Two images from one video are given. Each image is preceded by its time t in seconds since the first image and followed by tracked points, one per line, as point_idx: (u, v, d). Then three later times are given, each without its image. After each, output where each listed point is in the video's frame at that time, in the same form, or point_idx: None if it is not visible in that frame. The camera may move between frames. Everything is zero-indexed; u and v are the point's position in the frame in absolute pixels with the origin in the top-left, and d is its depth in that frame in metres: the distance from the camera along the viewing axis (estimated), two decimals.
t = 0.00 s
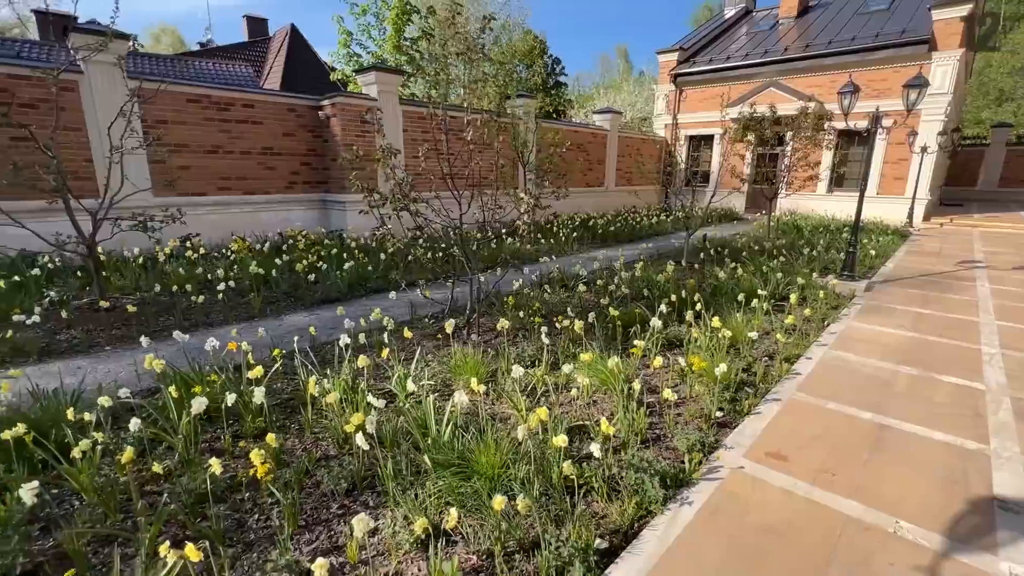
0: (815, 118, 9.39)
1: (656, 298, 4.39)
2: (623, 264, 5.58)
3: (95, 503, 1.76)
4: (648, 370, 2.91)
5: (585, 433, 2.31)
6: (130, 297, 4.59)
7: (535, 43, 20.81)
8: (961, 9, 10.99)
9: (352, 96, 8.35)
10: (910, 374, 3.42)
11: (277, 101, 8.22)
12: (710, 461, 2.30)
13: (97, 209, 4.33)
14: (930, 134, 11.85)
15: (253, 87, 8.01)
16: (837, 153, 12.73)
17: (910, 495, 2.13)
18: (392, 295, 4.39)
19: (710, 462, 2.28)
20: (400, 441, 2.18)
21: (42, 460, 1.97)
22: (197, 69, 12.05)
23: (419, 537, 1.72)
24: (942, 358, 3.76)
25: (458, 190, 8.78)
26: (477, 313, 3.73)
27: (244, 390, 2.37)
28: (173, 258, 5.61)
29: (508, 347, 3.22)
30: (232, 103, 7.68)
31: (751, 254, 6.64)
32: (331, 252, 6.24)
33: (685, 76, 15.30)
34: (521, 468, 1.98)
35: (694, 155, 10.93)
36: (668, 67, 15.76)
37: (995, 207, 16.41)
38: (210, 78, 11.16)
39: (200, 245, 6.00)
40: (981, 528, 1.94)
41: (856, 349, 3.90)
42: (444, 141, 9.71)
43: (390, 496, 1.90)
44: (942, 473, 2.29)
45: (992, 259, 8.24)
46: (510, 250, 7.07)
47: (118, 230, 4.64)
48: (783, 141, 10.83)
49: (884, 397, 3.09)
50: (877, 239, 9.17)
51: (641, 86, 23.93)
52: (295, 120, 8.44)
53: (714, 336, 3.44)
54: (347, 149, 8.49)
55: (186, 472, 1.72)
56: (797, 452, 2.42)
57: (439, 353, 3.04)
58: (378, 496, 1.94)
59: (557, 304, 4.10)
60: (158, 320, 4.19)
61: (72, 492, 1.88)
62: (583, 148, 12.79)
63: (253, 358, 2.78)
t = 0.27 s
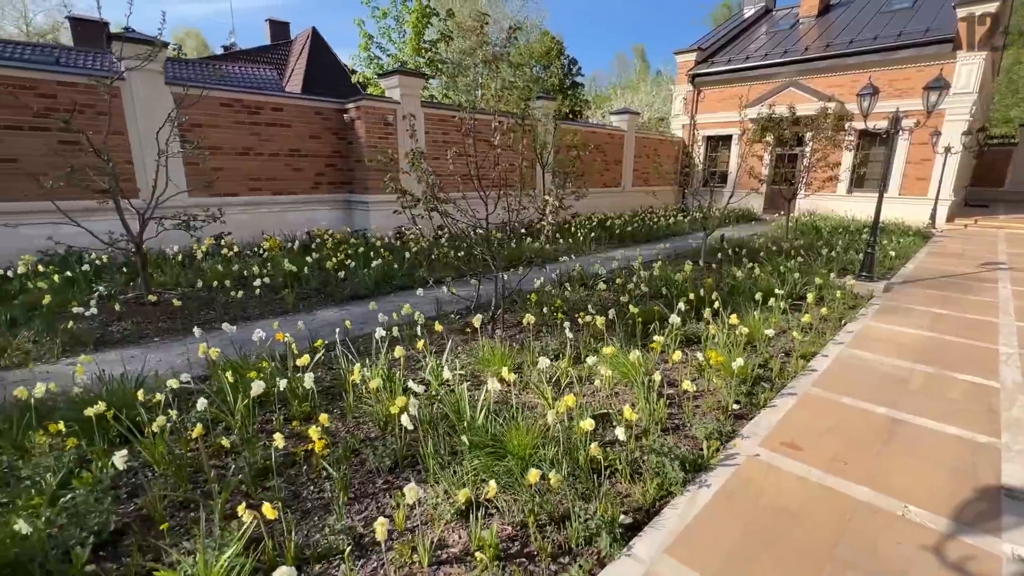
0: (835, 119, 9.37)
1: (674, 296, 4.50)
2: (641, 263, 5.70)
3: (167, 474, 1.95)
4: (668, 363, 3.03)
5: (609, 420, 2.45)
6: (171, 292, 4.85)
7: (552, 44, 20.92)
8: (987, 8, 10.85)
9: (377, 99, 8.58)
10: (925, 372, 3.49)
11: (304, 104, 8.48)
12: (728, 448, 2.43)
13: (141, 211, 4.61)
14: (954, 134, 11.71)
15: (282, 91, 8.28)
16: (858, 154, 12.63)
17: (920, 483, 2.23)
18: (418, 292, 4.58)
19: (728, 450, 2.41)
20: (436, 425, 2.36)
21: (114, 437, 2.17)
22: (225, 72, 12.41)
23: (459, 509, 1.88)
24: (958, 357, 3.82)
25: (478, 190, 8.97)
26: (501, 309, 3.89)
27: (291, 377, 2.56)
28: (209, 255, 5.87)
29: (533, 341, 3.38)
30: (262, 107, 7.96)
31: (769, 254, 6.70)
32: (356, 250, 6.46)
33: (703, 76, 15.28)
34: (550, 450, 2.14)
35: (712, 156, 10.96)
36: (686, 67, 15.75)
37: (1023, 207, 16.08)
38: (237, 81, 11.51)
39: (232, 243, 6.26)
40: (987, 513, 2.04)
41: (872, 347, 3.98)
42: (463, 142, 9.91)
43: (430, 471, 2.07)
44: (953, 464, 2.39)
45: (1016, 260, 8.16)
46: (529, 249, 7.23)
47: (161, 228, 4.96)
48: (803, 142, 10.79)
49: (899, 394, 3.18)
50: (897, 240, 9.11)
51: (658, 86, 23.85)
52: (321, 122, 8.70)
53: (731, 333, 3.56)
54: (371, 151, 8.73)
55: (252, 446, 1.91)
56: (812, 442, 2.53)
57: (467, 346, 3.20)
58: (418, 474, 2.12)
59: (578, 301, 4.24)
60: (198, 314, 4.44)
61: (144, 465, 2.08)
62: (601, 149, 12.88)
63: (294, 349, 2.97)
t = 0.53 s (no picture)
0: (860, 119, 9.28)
1: (696, 295, 4.59)
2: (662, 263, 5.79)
3: (230, 451, 2.13)
4: (691, 358, 3.14)
5: (635, 410, 2.57)
6: (212, 287, 5.10)
7: (572, 45, 20.96)
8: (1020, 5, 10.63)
9: (402, 102, 8.80)
10: (947, 372, 3.53)
11: (332, 107, 8.74)
12: (750, 439, 2.53)
13: (187, 211, 4.95)
14: (984, 134, 11.49)
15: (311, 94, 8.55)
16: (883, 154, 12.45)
17: (940, 476, 2.31)
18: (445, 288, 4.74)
19: (750, 440, 2.51)
20: (472, 411, 2.50)
21: (179, 418, 2.37)
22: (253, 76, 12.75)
23: (498, 486, 2.03)
24: (982, 358, 3.84)
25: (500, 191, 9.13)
26: (528, 306, 4.03)
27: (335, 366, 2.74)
28: (244, 253, 6.13)
29: (559, 336, 3.51)
30: (292, 110, 8.23)
31: (791, 255, 6.71)
32: (383, 249, 6.66)
33: (725, 76, 15.19)
34: (581, 436, 2.26)
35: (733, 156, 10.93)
36: (707, 67, 15.67)
37: None
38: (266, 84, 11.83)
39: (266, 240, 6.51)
40: (1004, 504, 2.11)
41: (895, 347, 4.01)
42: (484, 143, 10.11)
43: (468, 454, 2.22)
44: (972, 459, 2.45)
45: None
46: (551, 248, 7.35)
47: (205, 227, 5.38)
48: (826, 142, 10.70)
49: (920, 392, 3.23)
50: (923, 241, 9.00)
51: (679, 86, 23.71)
52: (348, 124, 8.95)
53: (753, 331, 3.64)
54: (396, 152, 8.95)
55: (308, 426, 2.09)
56: (833, 436, 2.61)
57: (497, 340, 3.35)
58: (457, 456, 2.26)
59: (601, 299, 4.35)
60: (238, 308, 4.67)
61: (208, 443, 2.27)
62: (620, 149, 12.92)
63: (334, 340, 3.15)
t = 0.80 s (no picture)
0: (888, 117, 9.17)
1: (721, 292, 4.65)
2: (685, 261, 5.87)
3: (286, 428, 2.32)
4: (715, 351, 3.23)
5: (661, 398, 2.68)
6: (251, 281, 5.36)
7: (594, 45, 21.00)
8: None
9: (429, 103, 9.01)
10: (974, 370, 3.56)
11: (361, 108, 8.99)
12: (774, 428, 2.62)
13: (229, 210, 5.27)
14: (1019, 132, 11.21)
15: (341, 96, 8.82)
16: (913, 153, 12.23)
17: (961, 466, 2.37)
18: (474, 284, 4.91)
19: (774, 429, 2.60)
20: (505, 396, 2.65)
21: (237, 399, 2.58)
22: (283, 78, 13.14)
23: (534, 463, 2.17)
24: (1011, 357, 3.85)
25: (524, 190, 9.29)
26: (554, 301, 4.17)
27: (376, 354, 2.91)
28: (279, 249, 6.39)
29: (585, 329, 3.63)
30: (323, 111, 8.51)
31: (815, 254, 6.71)
32: (410, 246, 6.87)
33: (749, 75, 15.07)
34: (610, 419, 2.39)
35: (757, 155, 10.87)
36: (731, 66, 15.57)
37: None
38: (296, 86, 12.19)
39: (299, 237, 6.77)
40: None
41: (921, 345, 4.04)
42: (507, 144, 10.31)
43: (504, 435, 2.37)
44: (995, 451, 2.51)
45: None
46: (573, 247, 7.48)
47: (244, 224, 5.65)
48: (853, 141, 10.58)
49: (945, 388, 3.27)
50: (953, 242, 8.85)
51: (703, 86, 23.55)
52: (376, 126, 9.20)
53: (777, 326, 3.71)
54: (422, 152, 9.17)
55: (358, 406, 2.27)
56: (855, 426, 2.69)
57: (526, 333, 3.48)
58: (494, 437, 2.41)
59: (626, 295, 4.46)
60: (277, 301, 4.91)
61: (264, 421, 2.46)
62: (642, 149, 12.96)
63: (373, 330, 3.34)
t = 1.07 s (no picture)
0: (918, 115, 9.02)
1: (745, 287, 4.70)
2: (709, 258, 5.91)
3: (335, 404, 2.51)
4: (739, 342, 3.32)
5: (686, 385, 2.79)
6: (288, 274, 5.63)
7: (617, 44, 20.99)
8: None
9: (456, 103, 9.20)
10: (1002, 365, 3.56)
11: (389, 109, 9.23)
12: (799, 415, 2.70)
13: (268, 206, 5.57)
14: None
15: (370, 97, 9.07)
16: (945, 151, 11.96)
17: (987, 455, 2.42)
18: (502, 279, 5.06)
19: (798, 415, 2.68)
20: (537, 380, 2.79)
21: (288, 378, 2.79)
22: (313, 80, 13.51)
23: (567, 441, 2.31)
24: None
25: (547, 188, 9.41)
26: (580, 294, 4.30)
27: (413, 340, 3.09)
28: (313, 245, 6.65)
29: (612, 319, 3.74)
30: (353, 112, 8.78)
31: (841, 252, 6.68)
32: (437, 242, 7.06)
33: (775, 72, 14.90)
34: (639, 402, 2.51)
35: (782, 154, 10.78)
36: (756, 64, 15.42)
37: None
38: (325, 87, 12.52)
39: (331, 233, 7.03)
40: None
41: (948, 341, 4.04)
42: (530, 143, 10.44)
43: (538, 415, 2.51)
44: (1021, 442, 2.55)
45: None
46: (596, 244, 7.58)
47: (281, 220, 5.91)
48: (881, 139, 10.41)
49: (972, 383, 3.29)
50: (986, 241, 8.67)
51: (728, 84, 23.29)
52: (403, 125, 9.43)
53: (801, 320, 3.77)
54: (448, 152, 9.37)
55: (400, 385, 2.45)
56: (879, 415, 2.76)
57: (555, 323, 3.62)
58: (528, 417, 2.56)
59: (650, 289, 4.56)
60: (313, 293, 5.17)
61: (314, 398, 2.66)
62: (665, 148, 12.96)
63: (409, 318, 3.52)
